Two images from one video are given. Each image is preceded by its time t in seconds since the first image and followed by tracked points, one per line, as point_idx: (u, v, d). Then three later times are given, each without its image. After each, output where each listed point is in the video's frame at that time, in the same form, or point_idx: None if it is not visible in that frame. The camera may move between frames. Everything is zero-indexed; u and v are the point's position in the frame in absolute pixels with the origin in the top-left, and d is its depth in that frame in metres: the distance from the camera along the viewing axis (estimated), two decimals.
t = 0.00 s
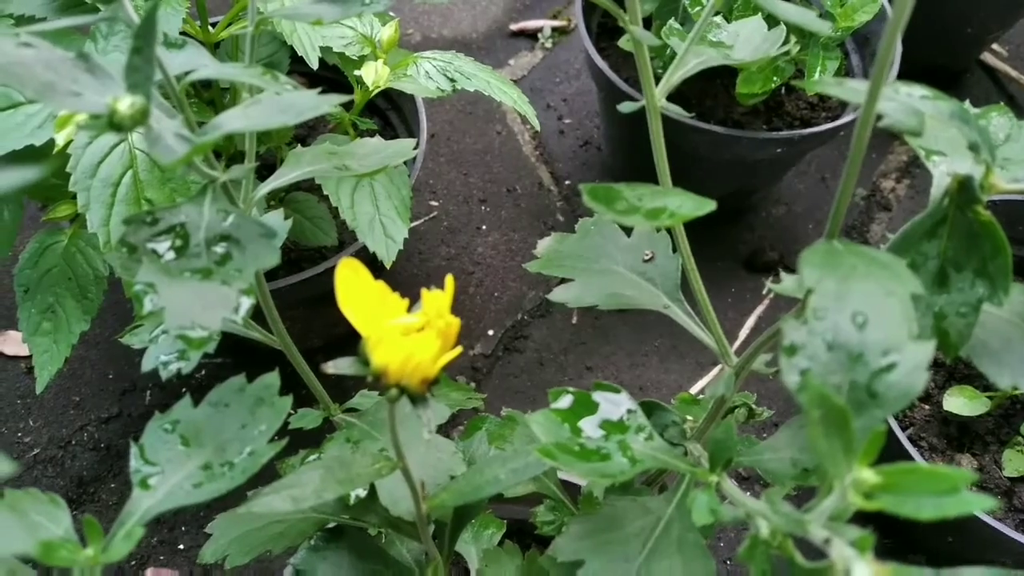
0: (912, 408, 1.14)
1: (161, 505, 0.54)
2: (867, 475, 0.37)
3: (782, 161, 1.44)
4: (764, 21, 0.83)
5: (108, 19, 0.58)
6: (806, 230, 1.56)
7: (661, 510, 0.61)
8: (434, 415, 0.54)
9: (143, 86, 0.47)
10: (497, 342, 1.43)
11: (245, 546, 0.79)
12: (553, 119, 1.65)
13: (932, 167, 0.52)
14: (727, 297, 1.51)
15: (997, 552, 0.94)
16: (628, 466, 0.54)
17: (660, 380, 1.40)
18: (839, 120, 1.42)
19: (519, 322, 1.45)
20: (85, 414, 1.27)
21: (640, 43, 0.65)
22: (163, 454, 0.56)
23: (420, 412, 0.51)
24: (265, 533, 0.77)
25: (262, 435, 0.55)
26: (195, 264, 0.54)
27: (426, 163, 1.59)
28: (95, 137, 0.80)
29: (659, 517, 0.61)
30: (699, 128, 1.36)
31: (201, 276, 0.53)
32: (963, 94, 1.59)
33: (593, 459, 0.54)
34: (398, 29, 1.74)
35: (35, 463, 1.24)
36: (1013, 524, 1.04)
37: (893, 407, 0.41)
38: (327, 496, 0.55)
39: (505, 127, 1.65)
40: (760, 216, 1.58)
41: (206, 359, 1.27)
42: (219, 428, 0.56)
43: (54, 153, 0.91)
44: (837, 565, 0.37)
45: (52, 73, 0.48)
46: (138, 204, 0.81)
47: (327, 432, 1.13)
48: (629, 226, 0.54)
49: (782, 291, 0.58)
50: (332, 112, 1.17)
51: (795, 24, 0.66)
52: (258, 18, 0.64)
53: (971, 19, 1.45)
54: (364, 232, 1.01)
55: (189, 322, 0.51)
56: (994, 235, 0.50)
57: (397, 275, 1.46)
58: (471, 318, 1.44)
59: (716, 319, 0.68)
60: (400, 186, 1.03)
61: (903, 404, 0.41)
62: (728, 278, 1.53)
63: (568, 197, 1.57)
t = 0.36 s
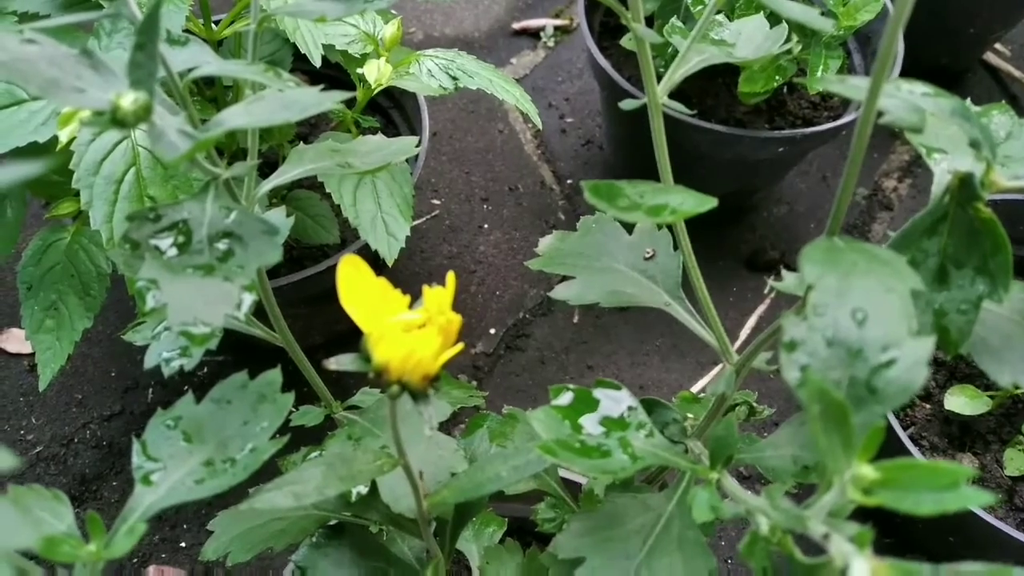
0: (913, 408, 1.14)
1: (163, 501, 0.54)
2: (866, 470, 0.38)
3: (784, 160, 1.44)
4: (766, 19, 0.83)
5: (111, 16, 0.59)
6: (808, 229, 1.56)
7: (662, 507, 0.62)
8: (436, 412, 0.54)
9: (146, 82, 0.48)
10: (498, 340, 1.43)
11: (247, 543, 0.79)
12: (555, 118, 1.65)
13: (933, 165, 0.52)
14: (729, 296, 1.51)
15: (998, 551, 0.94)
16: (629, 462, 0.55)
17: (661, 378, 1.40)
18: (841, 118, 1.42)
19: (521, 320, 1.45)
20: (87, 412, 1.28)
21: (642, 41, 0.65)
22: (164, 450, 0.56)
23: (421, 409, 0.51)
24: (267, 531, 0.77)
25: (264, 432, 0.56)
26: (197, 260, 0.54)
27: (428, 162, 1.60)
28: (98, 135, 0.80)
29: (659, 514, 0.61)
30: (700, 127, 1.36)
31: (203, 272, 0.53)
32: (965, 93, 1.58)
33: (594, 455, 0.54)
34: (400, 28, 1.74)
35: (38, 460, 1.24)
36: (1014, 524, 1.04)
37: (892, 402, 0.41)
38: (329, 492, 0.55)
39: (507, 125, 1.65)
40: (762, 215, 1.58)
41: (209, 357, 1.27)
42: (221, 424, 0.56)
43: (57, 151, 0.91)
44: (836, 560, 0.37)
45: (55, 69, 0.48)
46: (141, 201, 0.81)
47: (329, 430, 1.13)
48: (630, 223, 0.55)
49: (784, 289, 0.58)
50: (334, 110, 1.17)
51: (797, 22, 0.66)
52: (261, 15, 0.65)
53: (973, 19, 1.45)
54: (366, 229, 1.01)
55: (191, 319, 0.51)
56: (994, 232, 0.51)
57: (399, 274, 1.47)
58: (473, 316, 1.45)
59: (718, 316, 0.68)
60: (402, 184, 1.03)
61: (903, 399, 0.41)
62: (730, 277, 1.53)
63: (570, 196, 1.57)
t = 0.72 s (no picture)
0: (913, 405, 1.14)
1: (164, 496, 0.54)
2: (865, 463, 0.38)
3: (785, 157, 1.44)
4: (767, 15, 0.83)
5: (111, 12, 0.59)
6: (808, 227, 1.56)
7: (661, 502, 0.62)
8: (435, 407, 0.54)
9: (145, 78, 0.48)
10: (499, 338, 1.43)
11: (248, 538, 0.79)
12: (556, 116, 1.65)
13: (934, 161, 0.52)
14: (730, 293, 1.51)
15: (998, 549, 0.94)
16: (629, 458, 0.55)
17: (662, 376, 1.40)
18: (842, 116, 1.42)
19: (521, 318, 1.45)
20: (88, 409, 1.28)
21: (642, 37, 0.65)
22: (165, 445, 0.56)
23: (421, 404, 0.51)
24: (266, 527, 0.78)
25: (263, 427, 0.56)
26: (197, 256, 0.54)
27: (429, 159, 1.60)
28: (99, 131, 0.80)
29: (659, 509, 0.61)
30: (701, 124, 1.36)
31: (203, 267, 0.53)
32: (966, 91, 1.58)
33: (594, 450, 0.54)
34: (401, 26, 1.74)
35: (39, 457, 1.24)
36: (1014, 521, 1.04)
37: (892, 396, 0.41)
38: (329, 487, 0.55)
39: (508, 123, 1.65)
40: (763, 213, 1.58)
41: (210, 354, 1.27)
42: (220, 420, 0.56)
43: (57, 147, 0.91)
44: (834, 553, 0.37)
45: (54, 64, 0.48)
46: (141, 198, 0.81)
47: (330, 426, 1.14)
48: (630, 218, 0.55)
49: (784, 284, 0.59)
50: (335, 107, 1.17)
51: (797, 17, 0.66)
52: (261, 12, 0.65)
53: (974, 16, 1.45)
54: (367, 226, 1.01)
55: (190, 314, 0.51)
56: (994, 227, 0.51)
57: (400, 271, 1.47)
58: (474, 313, 1.45)
59: (718, 313, 0.68)
60: (402, 180, 1.03)
61: (903, 393, 0.40)
62: (731, 275, 1.53)
63: (571, 193, 1.57)
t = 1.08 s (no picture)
0: (914, 403, 1.14)
1: (166, 489, 0.54)
2: (867, 456, 0.38)
3: (786, 156, 1.44)
4: (768, 12, 0.83)
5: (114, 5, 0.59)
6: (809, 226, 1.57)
7: (662, 497, 0.62)
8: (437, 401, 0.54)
9: (150, 70, 0.48)
10: (499, 336, 1.44)
11: (250, 533, 0.79)
12: (557, 114, 1.65)
13: (934, 157, 0.52)
14: (731, 291, 1.51)
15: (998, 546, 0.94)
16: (630, 452, 0.55)
17: (662, 374, 1.40)
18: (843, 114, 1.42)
19: (522, 316, 1.45)
20: (89, 406, 1.28)
21: (645, 33, 0.65)
22: (167, 438, 0.56)
23: (423, 397, 0.51)
24: (269, 521, 0.78)
25: (266, 420, 0.56)
26: (200, 249, 0.54)
27: (429, 157, 1.60)
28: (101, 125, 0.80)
29: (660, 504, 0.62)
30: (702, 122, 1.36)
31: (206, 260, 0.53)
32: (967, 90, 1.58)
33: (595, 445, 0.54)
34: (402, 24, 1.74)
35: (39, 454, 1.24)
36: (1014, 519, 1.04)
37: (894, 390, 0.41)
38: (331, 480, 0.56)
39: (509, 121, 1.65)
40: (764, 211, 1.58)
41: (211, 350, 1.27)
42: (222, 413, 0.56)
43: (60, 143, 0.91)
44: (837, 546, 0.37)
45: (59, 57, 0.48)
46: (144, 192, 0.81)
47: (331, 422, 1.14)
48: (632, 214, 0.54)
49: (787, 281, 0.59)
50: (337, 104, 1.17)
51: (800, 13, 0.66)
52: (264, 7, 0.65)
53: (976, 16, 1.45)
54: (368, 222, 1.01)
55: (193, 307, 0.51)
56: (996, 222, 0.51)
57: (401, 269, 1.47)
58: (474, 311, 1.45)
59: (720, 309, 0.68)
60: (404, 177, 1.04)
61: (905, 386, 0.40)
62: (731, 273, 1.53)
63: (572, 192, 1.57)
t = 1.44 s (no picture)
0: (920, 398, 1.14)
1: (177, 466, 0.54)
2: (882, 435, 0.38)
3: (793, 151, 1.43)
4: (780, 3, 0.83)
5: None
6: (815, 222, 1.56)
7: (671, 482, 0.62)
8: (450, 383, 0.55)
9: (164, 47, 0.49)
10: (505, 328, 1.44)
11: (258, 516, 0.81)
12: (564, 108, 1.65)
13: (948, 145, 0.51)
14: (737, 286, 1.51)
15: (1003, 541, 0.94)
16: (641, 435, 0.55)
17: (668, 368, 1.41)
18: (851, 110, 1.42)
19: (527, 308, 1.45)
20: (94, 392, 1.28)
21: (657, 20, 0.65)
22: (177, 415, 0.57)
23: (434, 376, 0.51)
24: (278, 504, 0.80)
25: (277, 400, 0.56)
26: (213, 229, 0.54)
27: (436, 149, 1.60)
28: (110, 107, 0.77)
29: (669, 489, 0.62)
30: (709, 115, 1.37)
31: (218, 239, 0.53)
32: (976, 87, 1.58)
33: (606, 427, 0.54)
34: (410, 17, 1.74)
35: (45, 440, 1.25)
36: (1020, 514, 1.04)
37: (909, 370, 0.40)
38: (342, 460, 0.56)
39: (516, 115, 1.65)
40: (771, 207, 1.58)
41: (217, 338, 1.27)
42: (234, 392, 0.57)
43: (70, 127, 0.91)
44: (851, 524, 0.37)
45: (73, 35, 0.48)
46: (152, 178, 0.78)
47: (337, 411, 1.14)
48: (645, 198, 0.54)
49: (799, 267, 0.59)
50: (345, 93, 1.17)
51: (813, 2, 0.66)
52: None
53: (985, 12, 1.45)
54: (376, 210, 1.00)
55: (207, 285, 0.50)
56: (1010, 208, 0.51)
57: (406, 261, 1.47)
58: (480, 304, 1.45)
59: (730, 296, 0.68)
60: (413, 166, 1.02)
61: (921, 367, 0.40)
62: (737, 268, 1.53)
63: (578, 185, 1.57)
